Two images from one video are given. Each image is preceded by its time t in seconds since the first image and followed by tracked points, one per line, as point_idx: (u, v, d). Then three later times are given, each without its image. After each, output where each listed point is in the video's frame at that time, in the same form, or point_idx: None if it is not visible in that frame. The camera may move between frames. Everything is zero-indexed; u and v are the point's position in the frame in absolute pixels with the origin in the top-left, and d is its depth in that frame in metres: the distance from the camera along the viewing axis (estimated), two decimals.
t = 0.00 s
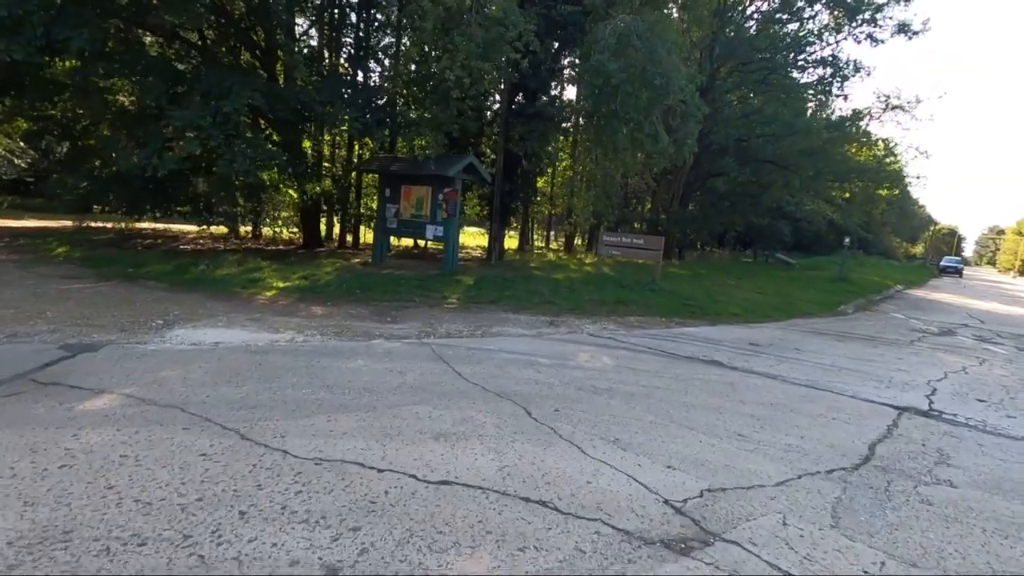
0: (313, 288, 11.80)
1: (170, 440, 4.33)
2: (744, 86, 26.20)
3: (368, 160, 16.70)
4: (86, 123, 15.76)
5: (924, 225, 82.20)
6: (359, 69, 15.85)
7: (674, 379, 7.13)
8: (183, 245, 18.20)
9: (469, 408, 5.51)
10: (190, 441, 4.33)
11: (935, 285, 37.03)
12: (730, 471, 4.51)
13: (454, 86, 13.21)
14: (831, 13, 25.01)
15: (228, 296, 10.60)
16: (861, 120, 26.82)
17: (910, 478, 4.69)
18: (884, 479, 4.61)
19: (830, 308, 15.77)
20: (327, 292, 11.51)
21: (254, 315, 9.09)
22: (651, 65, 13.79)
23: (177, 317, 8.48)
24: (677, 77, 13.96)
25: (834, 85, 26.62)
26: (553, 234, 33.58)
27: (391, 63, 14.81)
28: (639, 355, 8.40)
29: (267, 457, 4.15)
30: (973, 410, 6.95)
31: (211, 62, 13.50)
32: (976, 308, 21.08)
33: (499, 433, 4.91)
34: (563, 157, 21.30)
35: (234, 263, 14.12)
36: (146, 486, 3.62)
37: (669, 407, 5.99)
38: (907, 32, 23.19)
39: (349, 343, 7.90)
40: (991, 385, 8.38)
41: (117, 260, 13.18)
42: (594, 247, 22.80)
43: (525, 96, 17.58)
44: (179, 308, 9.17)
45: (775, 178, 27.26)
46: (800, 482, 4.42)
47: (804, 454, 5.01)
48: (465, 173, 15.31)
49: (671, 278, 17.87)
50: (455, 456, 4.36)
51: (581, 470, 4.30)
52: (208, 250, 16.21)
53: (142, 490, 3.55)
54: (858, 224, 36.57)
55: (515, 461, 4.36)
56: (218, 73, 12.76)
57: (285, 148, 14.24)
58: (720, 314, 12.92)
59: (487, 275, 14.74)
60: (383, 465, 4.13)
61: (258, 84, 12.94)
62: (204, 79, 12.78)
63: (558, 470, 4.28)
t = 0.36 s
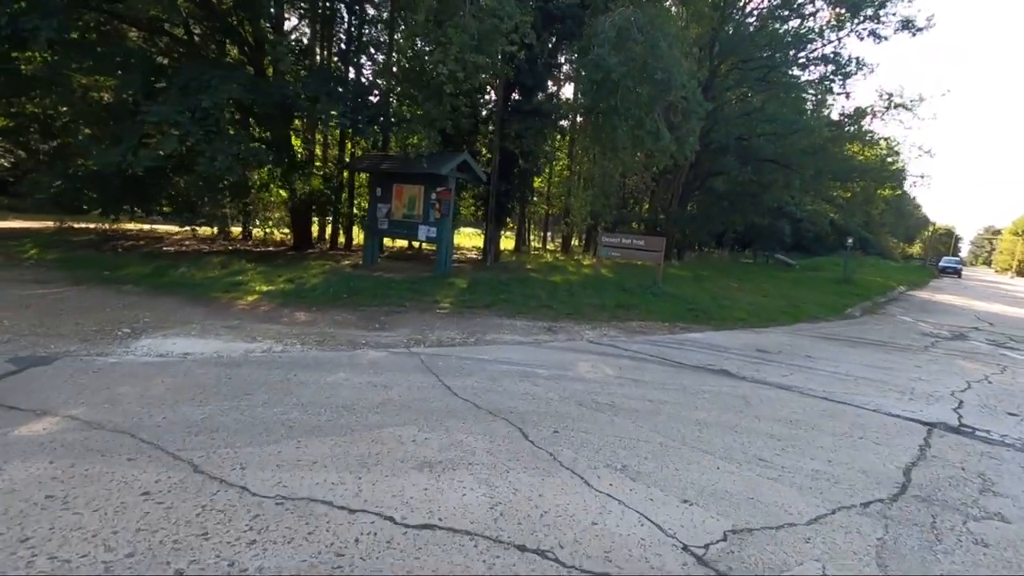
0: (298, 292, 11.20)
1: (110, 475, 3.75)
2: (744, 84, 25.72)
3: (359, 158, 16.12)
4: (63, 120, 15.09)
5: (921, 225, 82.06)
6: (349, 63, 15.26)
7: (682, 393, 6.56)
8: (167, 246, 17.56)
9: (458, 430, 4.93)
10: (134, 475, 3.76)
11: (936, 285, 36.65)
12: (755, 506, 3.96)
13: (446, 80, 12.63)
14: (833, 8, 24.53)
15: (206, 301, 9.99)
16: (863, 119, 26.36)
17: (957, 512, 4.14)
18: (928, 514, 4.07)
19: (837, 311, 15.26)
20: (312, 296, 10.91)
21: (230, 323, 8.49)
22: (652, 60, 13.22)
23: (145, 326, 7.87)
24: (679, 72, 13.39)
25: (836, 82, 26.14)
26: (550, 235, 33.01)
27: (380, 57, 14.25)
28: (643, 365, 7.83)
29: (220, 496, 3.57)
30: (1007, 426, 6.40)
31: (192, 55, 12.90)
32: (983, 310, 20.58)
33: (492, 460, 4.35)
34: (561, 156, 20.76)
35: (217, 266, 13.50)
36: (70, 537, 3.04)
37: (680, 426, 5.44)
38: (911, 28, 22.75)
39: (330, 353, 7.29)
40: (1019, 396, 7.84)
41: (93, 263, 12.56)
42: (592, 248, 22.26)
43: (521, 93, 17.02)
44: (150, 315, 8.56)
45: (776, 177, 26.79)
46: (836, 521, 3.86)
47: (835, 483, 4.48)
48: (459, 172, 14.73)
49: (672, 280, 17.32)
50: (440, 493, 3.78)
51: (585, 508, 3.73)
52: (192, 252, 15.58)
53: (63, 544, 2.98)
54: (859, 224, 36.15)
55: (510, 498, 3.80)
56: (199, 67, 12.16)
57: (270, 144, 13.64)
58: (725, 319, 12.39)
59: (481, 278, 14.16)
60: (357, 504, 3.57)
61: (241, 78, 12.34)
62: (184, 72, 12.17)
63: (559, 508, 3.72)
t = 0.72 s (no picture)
0: (278, 294, 10.59)
1: (18, 515, 3.16)
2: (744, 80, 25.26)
3: (346, 154, 15.50)
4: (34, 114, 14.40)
5: (917, 225, 82.00)
6: (336, 56, 14.66)
7: (688, 404, 5.99)
8: (147, 247, 16.89)
9: (438, 452, 4.34)
10: (47, 515, 3.17)
11: (935, 285, 36.30)
12: (780, 544, 3.39)
13: (435, 71, 12.03)
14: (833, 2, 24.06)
15: (178, 304, 9.36)
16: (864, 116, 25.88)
17: (1012, 548, 3.57)
18: (981, 552, 3.50)
19: (842, 312, 14.75)
20: (293, 298, 10.30)
21: (199, 328, 7.88)
22: (652, 51, 12.66)
23: (104, 332, 7.24)
24: (680, 64, 12.84)
25: (837, 78, 25.68)
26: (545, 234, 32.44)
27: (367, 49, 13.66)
28: (644, 372, 7.25)
29: (145, 542, 2.99)
30: None
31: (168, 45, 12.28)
32: (988, 310, 20.12)
33: (475, 490, 3.77)
34: (556, 154, 20.20)
35: (195, 267, 12.88)
36: None
37: (688, 444, 4.87)
38: (913, 23, 22.32)
39: (304, 361, 6.69)
40: None
41: (62, 264, 11.92)
42: (588, 248, 21.71)
43: (515, 87, 16.46)
44: (114, 321, 7.94)
45: (776, 175, 26.33)
46: (877, 563, 3.29)
47: (868, 513, 3.91)
48: (450, 168, 14.13)
49: (671, 281, 16.78)
50: (413, 533, 3.20)
51: (581, 551, 3.16)
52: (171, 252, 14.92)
53: None
54: (858, 223, 35.77)
55: (493, 537, 3.23)
56: (174, 57, 11.52)
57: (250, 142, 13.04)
58: (728, 320, 11.85)
59: (474, 279, 13.57)
60: (310, 550, 2.99)
61: (219, 70, 11.71)
62: (156, 63, 11.52)
63: (551, 550, 3.15)
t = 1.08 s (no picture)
0: (262, 303, 10.03)
1: None
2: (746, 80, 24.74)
3: (337, 155, 14.93)
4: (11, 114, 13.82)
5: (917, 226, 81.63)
6: (326, 54, 14.10)
7: (703, 430, 5.43)
8: (131, 251, 16.31)
9: (423, 496, 3.78)
10: None
11: (938, 288, 35.87)
12: None
13: (428, 68, 11.48)
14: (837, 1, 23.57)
15: (153, 315, 8.79)
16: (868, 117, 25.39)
17: None
18: None
19: (852, 319, 14.21)
20: (278, 308, 9.72)
21: (171, 342, 7.31)
22: (656, 48, 12.13)
23: (65, 348, 6.66)
24: (685, 61, 12.31)
25: (840, 79, 25.20)
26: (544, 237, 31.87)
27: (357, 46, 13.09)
28: (652, 391, 6.68)
29: None
30: None
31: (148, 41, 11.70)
32: (998, 316, 19.65)
33: (464, 548, 3.21)
34: (555, 155, 19.67)
35: (179, 273, 12.30)
36: None
37: (708, 482, 4.31)
38: (919, 22, 21.85)
39: (281, 381, 6.10)
40: None
41: (37, 271, 11.35)
42: (588, 251, 21.18)
43: (513, 86, 15.91)
44: (81, 334, 7.36)
45: (778, 178, 25.84)
46: None
47: (921, 571, 3.36)
48: (445, 170, 13.57)
49: (674, 286, 16.24)
50: None
51: None
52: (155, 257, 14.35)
53: None
54: (860, 226, 35.29)
55: None
56: (153, 54, 10.95)
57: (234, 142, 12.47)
58: (736, 329, 11.32)
59: (469, 285, 13.01)
60: None
61: (201, 67, 11.15)
62: (134, 59, 10.94)
63: None
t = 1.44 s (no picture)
0: (243, 310, 9.45)
1: None
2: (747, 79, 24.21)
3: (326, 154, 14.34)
4: None
5: (914, 227, 81.40)
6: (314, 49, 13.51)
7: (719, 458, 4.86)
8: (112, 255, 15.68)
9: (400, 552, 3.20)
10: None
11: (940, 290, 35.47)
12: None
13: (419, 62, 10.91)
14: None
15: (123, 325, 8.20)
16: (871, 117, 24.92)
17: None
18: None
19: (861, 325, 13.70)
20: (259, 316, 9.15)
21: (136, 356, 6.71)
22: (658, 42, 11.59)
23: (16, 365, 6.08)
24: (689, 56, 11.78)
25: (843, 78, 24.73)
26: (541, 239, 31.34)
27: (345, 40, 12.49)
28: (660, 409, 6.14)
29: None
30: None
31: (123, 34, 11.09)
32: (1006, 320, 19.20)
33: None
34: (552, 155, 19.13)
35: (159, 279, 11.72)
36: None
37: (731, 524, 3.76)
38: (924, 20, 21.40)
39: (251, 401, 5.53)
40: None
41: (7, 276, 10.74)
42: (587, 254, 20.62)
43: (509, 83, 15.35)
44: (39, 347, 6.79)
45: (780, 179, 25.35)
46: None
47: None
48: (437, 169, 13.00)
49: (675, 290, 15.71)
50: None
51: None
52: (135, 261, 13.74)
53: None
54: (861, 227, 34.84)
55: None
56: (127, 47, 10.36)
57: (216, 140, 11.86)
58: (743, 337, 10.78)
59: (463, 290, 12.45)
60: None
61: (178, 61, 10.56)
62: (108, 53, 10.34)
63: None
